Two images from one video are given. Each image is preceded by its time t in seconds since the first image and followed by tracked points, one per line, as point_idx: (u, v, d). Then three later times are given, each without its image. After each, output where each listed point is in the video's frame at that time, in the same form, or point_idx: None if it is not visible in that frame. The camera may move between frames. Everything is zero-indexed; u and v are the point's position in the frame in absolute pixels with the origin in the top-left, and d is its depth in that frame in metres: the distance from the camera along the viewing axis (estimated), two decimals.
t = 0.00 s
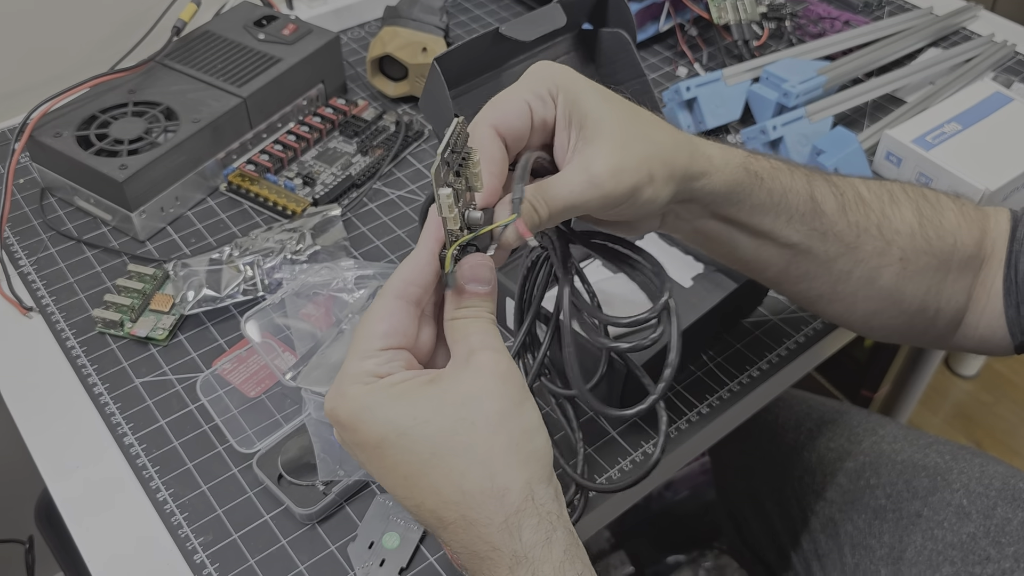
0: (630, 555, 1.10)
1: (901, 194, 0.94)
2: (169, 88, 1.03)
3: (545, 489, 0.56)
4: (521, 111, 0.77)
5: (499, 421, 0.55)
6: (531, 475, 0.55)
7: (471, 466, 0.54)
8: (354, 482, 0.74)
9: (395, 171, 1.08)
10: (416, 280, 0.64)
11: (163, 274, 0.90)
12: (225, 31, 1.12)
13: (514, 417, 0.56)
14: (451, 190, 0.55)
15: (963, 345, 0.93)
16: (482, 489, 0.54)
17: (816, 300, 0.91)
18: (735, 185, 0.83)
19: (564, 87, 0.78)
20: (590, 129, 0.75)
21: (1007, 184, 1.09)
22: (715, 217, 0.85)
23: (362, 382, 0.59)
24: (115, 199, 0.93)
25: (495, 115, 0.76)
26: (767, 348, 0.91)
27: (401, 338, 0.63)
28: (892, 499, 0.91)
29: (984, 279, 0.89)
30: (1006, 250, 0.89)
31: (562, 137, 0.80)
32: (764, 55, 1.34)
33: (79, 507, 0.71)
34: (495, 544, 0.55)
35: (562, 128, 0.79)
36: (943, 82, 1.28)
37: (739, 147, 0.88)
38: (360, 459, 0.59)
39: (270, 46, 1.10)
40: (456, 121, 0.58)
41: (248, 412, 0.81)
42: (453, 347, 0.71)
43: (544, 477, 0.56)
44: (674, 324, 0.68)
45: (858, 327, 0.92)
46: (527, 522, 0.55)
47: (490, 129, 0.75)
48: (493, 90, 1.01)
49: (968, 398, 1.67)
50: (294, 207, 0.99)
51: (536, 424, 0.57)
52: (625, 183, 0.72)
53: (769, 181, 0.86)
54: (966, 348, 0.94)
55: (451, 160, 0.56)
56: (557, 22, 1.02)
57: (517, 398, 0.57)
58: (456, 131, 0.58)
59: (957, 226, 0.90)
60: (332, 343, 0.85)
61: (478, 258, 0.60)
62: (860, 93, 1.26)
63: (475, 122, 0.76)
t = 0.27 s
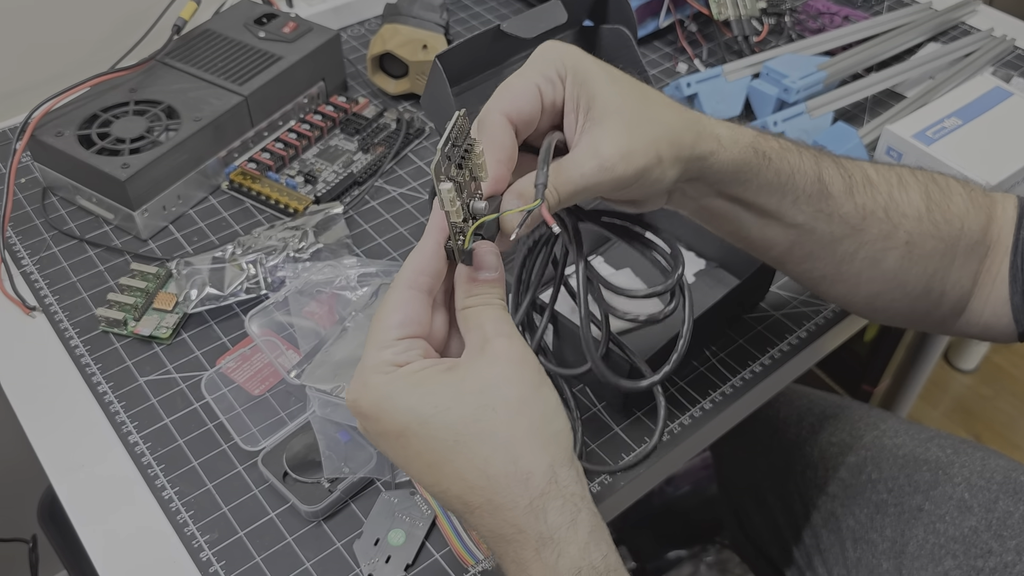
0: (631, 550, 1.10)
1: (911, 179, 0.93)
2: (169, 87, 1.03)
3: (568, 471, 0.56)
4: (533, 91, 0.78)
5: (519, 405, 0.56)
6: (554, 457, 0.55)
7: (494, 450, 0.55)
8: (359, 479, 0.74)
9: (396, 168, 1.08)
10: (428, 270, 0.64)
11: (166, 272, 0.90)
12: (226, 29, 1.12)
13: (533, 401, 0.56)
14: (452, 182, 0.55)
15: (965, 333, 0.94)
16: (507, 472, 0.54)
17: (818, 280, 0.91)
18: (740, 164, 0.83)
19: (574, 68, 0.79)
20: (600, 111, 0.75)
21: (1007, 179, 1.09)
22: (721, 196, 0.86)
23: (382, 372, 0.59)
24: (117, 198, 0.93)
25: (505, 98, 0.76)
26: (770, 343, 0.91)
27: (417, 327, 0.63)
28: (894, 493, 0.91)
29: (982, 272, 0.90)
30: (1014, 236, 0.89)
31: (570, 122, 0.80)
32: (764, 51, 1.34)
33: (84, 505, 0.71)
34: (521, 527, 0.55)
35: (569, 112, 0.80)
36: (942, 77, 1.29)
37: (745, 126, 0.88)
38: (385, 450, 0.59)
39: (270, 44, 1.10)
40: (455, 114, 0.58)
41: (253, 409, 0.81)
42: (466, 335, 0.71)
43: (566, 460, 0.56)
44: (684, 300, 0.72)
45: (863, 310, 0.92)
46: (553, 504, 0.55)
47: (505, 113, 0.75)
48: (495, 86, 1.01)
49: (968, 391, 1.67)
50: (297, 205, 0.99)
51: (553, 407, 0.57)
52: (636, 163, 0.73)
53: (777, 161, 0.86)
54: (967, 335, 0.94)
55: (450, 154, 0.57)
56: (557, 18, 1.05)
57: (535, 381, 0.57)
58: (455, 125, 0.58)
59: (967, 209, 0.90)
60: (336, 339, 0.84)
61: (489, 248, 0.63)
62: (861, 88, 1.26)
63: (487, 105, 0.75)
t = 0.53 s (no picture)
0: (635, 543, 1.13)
1: (919, 167, 0.94)
2: (168, 86, 1.03)
3: (585, 468, 0.56)
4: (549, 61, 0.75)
5: (537, 399, 0.56)
6: (571, 454, 0.55)
7: (511, 446, 0.55)
8: (362, 477, 0.75)
9: (397, 166, 1.08)
10: (446, 246, 0.62)
11: (167, 272, 0.90)
12: (224, 28, 1.12)
13: (551, 394, 0.56)
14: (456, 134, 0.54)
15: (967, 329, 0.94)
16: (523, 468, 0.55)
17: (816, 259, 0.92)
18: (748, 131, 0.84)
19: (593, 42, 0.77)
20: (617, 87, 0.76)
21: (1006, 174, 1.09)
22: (727, 164, 0.87)
23: (403, 353, 0.58)
24: (118, 198, 0.93)
25: (519, 67, 0.73)
26: (771, 339, 0.91)
27: (437, 304, 0.62)
28: (894, 487, 0.91)
29: (982, 267, 0.90)
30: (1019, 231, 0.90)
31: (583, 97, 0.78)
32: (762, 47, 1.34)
33: (88, 504, 0.72)
34: (535, 524, 0.56)
35: (584, 87, 0.78)
36: (941, 72, 1.29)
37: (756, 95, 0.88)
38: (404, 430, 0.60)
39: (269, 42, 1.10)
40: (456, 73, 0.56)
41: (255, 408, 0.81)
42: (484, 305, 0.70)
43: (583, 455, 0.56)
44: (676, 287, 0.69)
45: (862, 297, 0.93)
46: (569, 502, 0.55)
47: (516, 84, 0.72)
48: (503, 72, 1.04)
49: (966, 385, 1.67)
50: (297, 203, 0.99)
51: (568, 404, 0.56)
52: (651, 139, 0.74)
53: (785, 131, 0.86)
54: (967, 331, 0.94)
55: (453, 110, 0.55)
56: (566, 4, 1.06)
57: (552, 375, 0.57)
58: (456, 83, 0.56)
59: (972, 201, 0.90)
60: (338, 338, 0.84)
61: (500, 222, 0.58)
62: (859, 84, 1.26)
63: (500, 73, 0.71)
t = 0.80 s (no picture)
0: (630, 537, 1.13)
1: (922, 161, 0.94)
2: (166, 85, 1.02)
3: (578, 449, 0.56)
4: (541, 69, 0.75)
5: (525, 381, 0.56)
6: (562, 434, 0.55)
7: (502, 429, 0.55)
8: (365, 474, 0.75)
9: (395, 163, 1.08)
10: (422, 241, 0.63)
11: (167, 271, 0.90)
12: (222, 26, 1.12)
13: (541, 375, 0.56)
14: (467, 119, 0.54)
15: (969, 319, 0.94)
16: (515, 449, 0.55)
17: (820, 259, 0.92)
18: (750, 136, 0.83)
19: (584, 48, 0.77)
20: (611, 91, 0.75)
21: (1003, 169, 1.09)
22: (729, 167, 0.87)
23: (385, 346, 0.59)
24: (116, 197, 0.93)
25: (512, 76, 0.74)
26: (770, 334, 0.92)
27: (414, 297, 0.62)
28: (894, 481, 0.91)
29: (982, 260, 0.90)
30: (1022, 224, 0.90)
31: (577, 101, 0.79)
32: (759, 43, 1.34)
33: (90, 503, 0.72)
34: (531, 508, 0.55)
35: (576, 91, 0.78)
36: (937, 67, 1.29)
37: (760, 98, 0.88)
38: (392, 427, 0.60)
39: (267, 40, 1.10)
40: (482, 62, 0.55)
41: (256, 407, 0.81)
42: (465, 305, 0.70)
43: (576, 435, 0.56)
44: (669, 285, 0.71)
45: (863, 291, 0.92)
46: (563, 483, 0.55)
47: (507, 95, 0.73)
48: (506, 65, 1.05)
49: (962, 379, 1.68)
50: (296, 202, 0.99)
51: (557, 384, 0.57)
52: (646, 143, 0.74)
53: (789, 136, 0.86)
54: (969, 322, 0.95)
55: (470, 94, 0.54)
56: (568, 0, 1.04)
57: (540, 355, 0.57)
58: (480, 71, 0.55)
59: (974, 196, 0.90)
60: (339, 336, 0.84)
61: (473, 220, 0.61)
62: (857, 79, 1.26)
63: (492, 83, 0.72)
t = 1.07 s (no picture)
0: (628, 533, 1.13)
1: (918, 170, 0.93)
2: (164, 84, 1.02)
3: (556, 430, 0.56)
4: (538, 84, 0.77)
5: (504, 368, 0.55)
6: (541, 417, 0.55)
7: (480, 413, 0.55)
8: (368, 472, 0.75)
9: (394, 161, 1.08)
10: (407, 246, 0.62)
11: (167, 270, 0.90)
12: (220, 24, 1.12)
13: (521, 361, 0.56)
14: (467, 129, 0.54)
15: (971, 318, 0.94)
16: (494, 433, 0.55)
17: (825, 275, 0.92)
18: (749, 177, 0.83)
19: (585, 66, 0.77)
20: (608, 117, 0.74)
21: (1000, 164, 1.10)
22: (730, 198, 0.85)
23: (369, 343, 0.59)
24: (115, 197, 0.93)
25: (506, 87, 0.76)
26: (770, 330, 0.92)
27: (399, 300, 0.62)
28: (893, 476, 0.92)
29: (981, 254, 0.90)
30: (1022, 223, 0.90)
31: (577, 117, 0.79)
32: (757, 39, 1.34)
33: (93, 503, 0.72)
34: (510, 488, 0.55)
35: (576, 107, 0.79)
36: (933, 63, 1.29)
37: (761, 132, 0.86)
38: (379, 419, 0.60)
39: (265, 39, 1.10)
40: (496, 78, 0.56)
41: (258, 405, 0.81)
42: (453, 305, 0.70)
43: (555, 418, 0.56)
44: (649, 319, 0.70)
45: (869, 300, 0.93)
46: (540, 462, 0.55)
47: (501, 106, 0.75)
48: (504, 63, 1.04)
49: (959, 374, 1.68)
50: (296, 200, 0.99)
51: (537, 369, 0.56)
52: (637, 172, 0.72)
53: (791, 166, 0.84)
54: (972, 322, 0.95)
55: (476, 106, 0.55)
56: None
57: (519, 339, 0.56)
58: (492, 88, 0.56)
59: (972, 199, 0.90)
60: (341, 333, 0.85)
61: (457, 224, 0.61)
62: (854, 75, 1.26)
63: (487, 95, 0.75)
